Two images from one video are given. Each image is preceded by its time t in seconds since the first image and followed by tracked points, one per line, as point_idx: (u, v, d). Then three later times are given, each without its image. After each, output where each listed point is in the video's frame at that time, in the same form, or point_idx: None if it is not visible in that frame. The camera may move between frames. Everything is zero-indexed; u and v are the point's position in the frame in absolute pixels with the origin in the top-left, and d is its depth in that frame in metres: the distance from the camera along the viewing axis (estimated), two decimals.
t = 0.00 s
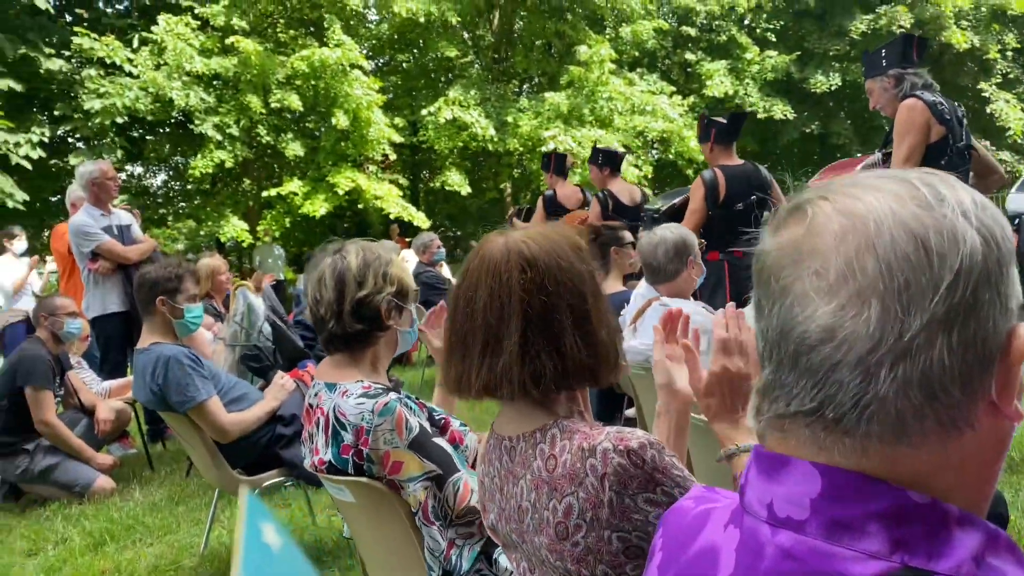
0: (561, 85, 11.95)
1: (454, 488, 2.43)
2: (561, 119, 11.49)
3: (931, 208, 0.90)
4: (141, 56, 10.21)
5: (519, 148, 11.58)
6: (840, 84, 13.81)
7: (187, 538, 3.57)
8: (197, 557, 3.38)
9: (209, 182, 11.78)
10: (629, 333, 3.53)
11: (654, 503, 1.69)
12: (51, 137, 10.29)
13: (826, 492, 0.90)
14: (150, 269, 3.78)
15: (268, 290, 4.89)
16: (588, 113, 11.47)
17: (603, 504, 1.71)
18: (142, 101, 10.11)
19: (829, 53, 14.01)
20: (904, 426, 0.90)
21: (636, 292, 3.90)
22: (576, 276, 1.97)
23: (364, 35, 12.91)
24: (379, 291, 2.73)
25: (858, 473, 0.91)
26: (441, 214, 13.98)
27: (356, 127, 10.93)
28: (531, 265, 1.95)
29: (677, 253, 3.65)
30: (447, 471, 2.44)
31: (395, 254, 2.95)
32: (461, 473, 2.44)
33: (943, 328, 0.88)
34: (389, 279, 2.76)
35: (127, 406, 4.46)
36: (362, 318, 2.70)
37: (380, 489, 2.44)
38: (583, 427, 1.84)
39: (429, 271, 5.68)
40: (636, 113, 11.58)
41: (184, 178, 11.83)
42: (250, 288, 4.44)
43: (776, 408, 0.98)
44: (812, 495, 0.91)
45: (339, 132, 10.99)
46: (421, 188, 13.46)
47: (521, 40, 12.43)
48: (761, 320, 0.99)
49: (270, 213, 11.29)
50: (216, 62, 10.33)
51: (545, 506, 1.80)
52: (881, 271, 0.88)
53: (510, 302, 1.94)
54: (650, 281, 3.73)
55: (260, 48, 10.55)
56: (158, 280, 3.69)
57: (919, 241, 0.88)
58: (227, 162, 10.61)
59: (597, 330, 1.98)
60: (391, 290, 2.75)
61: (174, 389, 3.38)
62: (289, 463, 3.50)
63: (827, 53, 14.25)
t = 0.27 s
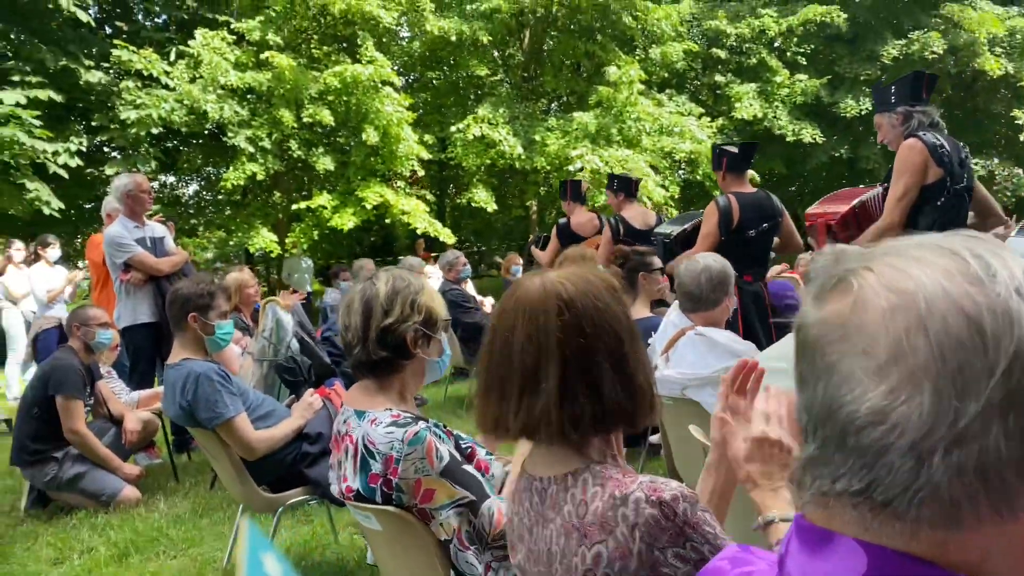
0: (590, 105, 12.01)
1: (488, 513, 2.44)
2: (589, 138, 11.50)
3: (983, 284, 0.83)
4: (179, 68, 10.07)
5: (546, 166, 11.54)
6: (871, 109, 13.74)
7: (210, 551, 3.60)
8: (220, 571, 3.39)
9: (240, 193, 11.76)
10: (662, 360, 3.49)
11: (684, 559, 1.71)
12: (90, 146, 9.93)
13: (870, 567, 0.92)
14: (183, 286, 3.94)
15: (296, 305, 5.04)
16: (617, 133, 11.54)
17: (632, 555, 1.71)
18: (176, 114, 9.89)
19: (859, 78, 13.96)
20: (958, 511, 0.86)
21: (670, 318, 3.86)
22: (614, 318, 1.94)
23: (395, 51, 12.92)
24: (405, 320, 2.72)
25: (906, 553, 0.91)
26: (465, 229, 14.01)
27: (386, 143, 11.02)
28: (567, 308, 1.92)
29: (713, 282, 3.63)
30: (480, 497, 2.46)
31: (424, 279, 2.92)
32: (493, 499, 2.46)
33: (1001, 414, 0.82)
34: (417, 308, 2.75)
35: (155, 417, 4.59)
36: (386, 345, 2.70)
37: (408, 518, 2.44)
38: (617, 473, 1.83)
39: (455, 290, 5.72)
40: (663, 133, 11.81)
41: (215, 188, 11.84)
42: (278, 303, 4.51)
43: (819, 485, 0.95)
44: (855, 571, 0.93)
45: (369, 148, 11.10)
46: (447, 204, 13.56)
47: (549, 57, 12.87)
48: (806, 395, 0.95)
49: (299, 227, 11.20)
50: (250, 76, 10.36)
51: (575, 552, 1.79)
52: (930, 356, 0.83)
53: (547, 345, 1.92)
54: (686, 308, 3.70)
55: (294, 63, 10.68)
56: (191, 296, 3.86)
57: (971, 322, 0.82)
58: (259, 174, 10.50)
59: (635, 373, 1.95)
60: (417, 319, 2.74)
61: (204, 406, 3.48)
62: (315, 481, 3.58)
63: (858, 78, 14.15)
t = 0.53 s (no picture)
0: (612, 127, 12.01)
1: (502, 549, 2.44)
2: (610, 160, 11.47)
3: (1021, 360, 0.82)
4: (206, 84, 10.09)
5: (567, 188, 11.49)
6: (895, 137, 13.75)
7: (224, 570, 3.61)
8: None
9: (263, 209, 11.83)
10: (689, 389, 3.48)
11: None
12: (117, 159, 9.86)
13: None
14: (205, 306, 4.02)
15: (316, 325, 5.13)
16: (638, 155, 11.57)
17: None
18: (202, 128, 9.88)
19: (884, 104, 13.84)
20: None
21: (698, 346, 3.85)
22: (640, 359, 1.90)
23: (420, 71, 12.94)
24: (425, 351, 2.73)
25: None
26: (485, 248, 14.05)
27: (408, 162, 11.05)
28: (593, 348, 1.88)
29: (743, 311, 3.60)
30: (494, 534, 2.45)
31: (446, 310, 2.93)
32: (507, 536, 2.45)
33: None
34: (437, 339, 2.77)
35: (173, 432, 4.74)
36: (406, 376, 2.70)
37: (421, 552, 2.42)
38: (638, 518, 1.81)
39: (473, 310, 5.73)
40: (685, 156, 11.83)
41: (238, 203, 11.90)
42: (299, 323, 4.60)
43: (846, 558, 0.92)
44: None
45: (391, 166, 11.19)
46: (467, 223, 13.64)
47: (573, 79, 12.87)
48: (834, 463, 0.93)
49: (320, 242, 11.28)
50: (277, 93, 10.44)
51: None
52: (964, 431, 0.82)
53: (571, 385, 1.88)
54: (714, 337, 3.67)
55: (319, 81, 10.76)
56: (213, 317, 3.94)
57: (1007, 400, 0.81)
58: (283, 190, 10.56)
59: (660, 416, 1.90)
60: (437, 351, 2.75)
61: (223, 427, 3.54)
62: (330, 505, 3.69)
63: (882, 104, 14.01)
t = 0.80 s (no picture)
0: (627, 148, 12.06)
1: None
2: (624, 181, 11.50)
3: None
4: (226, 102, 10.22)
5: (581, 209, 11.51)
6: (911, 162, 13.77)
7: None
8: None
9: (280, 225, 11.94)
10: (707, 411, 3.46)
11: None
12: (136, 174, 9.97)
13: None
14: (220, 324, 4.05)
15: (328, 344, 5.13)
16: (652, 177, 11.61)
17: None
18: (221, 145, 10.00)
19: (899, 130, 13.94)
20: None
21: (717, 367, 3.82)
22: (653, 388, 1.89)
23: (437, 91, 13.03)
24: (438, 375, 2.73)
25: None
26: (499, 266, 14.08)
27: (424, 180, 11.10)
28: (605, 377, 1.88)
29: (762, 339, 3.59)
30: (498, 563, 2.41)
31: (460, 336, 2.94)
32: (512, 565, 2.41)
33: None
34: (450, 364, 2.76)
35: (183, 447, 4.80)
36: (418, 399, 2.70)
37: None
38: (649, 548, 1.77)
39: (485, 329, 5.73)
40: (699, 179, 11.87)
41: (254, 219, 11.99)
42: (312, 341, 4.60)
43: None
44: None
45: (407, 184, 11.29)
46: (481, 242, 13.71)
47: (588, 101, 13.23)
48: (844, 508, 0.90)
49: (335, 259, 11.35)
50: (295, 111, 10.59)
51: None
52: (976, 479, 0.80)
53: (585, 414, 1.87)
54: (736, 362, 3.66)
55: (337, 100, 10.86)
56: (225, 334, 3.97)
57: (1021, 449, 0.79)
58: (299, 207, 10.66)
59: (675, 445, 1.88)
60: (451, 375, 2.75)
61: (233, 445, 3.59)
62: (338, 525, 3.69)
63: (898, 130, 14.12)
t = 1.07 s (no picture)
0: (640, 167, 12.07)
1: None
2: (636, 200, 11.49)
3: None
4: (241, 118, 10.31)
5: (593, 227, 11.52)
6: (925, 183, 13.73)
7: None
8: None
9: (293, 241, 12.00)
10: (714, 436, 3.39)
11: None
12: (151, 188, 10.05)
13: None
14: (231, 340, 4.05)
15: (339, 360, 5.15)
16: (664, 197, 11.60)
17: None
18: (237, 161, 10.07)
19: (913, 151, 13.94)
20: None
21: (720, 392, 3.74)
22: (668, 411, 1.89)
23: (451, 109, 13.11)
24: (451, 395, 2.71)
25: None
26: (510, 283, 14.08)
27: (436, 197, 11.14)
28: (621, 401, 1.86)
29: (761, 363, 3.57)
30: None
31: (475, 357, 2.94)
32: None
33: None
34: (465, 384, 2.75)
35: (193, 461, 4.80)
36: (431, 419, 2.69)
37: None
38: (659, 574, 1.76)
39: (495, 347, 5.72)
40: (711, 199, 11.84)
41: (267, 234, 12.05)
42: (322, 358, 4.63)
43: None
44: None
45: (419, 202, 11.33)
46: (493, 259, 13.73)
47: (601, 119, 13.30)
48: (854, 540, 0.95)
49: (347, 275, 11.38)
50: (311, 128, 10.68)
51: None
52: (987, 512, 0.84)
53: (601, 437, 1.85)
54: (739, 387, 3.64)
55: (352, 117, 10.97)
56: (238, 351, 3.97)
57: None
58: (312, 223, 10.72)
59: (689, 470, 1.88)
60: (465, 395, 2.73)
61: (243, 461, 3.59)
62: (346, 542, 3.73)
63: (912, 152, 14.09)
